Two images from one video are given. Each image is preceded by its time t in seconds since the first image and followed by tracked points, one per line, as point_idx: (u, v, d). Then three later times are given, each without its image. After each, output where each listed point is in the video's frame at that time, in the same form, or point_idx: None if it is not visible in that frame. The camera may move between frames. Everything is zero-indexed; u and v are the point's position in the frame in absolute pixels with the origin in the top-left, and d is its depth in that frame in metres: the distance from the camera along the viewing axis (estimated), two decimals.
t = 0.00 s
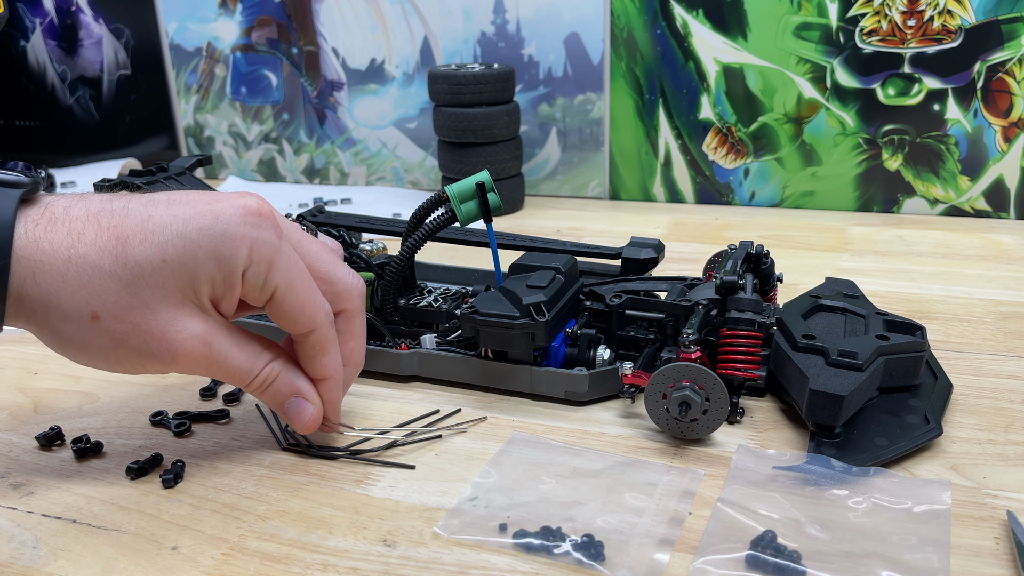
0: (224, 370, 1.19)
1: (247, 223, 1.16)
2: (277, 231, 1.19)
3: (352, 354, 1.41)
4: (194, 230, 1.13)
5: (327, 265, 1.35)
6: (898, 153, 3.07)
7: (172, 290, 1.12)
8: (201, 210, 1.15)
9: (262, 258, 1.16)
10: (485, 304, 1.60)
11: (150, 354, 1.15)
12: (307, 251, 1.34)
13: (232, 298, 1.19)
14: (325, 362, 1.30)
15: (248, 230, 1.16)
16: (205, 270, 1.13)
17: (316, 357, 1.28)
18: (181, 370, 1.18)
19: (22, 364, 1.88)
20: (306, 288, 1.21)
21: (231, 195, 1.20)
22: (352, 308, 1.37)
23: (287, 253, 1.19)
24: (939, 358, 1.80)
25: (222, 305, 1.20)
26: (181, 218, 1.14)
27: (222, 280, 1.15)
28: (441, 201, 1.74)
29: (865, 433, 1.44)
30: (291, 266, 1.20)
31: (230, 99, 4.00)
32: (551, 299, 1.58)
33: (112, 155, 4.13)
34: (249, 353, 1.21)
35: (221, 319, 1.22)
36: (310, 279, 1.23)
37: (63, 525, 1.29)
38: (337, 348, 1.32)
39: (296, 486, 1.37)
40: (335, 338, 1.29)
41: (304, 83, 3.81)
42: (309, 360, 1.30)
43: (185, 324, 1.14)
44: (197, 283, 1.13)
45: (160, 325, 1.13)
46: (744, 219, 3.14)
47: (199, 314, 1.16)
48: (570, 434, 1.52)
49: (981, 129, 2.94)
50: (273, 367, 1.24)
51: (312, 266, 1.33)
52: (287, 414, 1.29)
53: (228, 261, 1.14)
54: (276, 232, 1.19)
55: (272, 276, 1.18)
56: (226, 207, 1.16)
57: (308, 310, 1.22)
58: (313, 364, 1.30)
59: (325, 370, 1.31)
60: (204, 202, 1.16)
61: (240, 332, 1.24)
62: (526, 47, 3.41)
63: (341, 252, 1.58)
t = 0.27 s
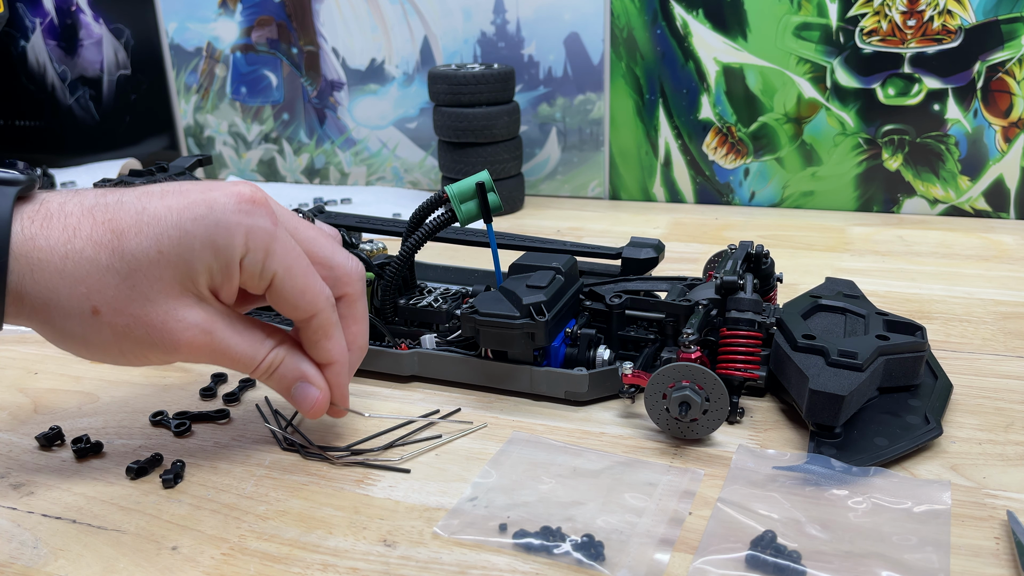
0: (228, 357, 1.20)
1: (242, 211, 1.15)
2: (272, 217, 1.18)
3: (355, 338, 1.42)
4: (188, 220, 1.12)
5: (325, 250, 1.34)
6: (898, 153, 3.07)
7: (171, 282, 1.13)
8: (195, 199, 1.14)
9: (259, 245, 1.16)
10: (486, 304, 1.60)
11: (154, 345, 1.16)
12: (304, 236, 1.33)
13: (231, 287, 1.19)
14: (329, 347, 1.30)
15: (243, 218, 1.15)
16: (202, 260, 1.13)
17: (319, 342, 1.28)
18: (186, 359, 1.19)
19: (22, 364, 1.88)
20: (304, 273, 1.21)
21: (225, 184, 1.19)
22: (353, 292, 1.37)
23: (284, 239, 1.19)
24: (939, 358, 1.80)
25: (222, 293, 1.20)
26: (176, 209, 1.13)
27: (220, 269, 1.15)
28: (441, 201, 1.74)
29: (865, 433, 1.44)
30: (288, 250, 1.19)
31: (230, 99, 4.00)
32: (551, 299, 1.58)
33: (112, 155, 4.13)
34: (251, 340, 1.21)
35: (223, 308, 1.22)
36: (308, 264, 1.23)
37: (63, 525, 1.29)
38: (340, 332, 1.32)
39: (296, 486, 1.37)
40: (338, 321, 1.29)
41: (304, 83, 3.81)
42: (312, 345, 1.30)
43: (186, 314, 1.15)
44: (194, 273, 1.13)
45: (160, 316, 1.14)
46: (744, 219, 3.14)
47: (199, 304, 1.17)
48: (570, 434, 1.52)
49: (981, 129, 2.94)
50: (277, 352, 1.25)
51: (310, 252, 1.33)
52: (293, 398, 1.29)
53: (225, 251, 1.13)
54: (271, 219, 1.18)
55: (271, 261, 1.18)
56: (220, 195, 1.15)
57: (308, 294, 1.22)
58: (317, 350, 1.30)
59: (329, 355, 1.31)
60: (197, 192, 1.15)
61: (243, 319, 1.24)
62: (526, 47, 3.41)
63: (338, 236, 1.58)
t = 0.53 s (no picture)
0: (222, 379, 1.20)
1: (243, 230, 1.15)
2: (273, 236, 1.18)
3: (352, 353, 1.43)
4: (189, 238, 1.12)
5: (325, 264, 1.34)
6: (898, 153, 3.07)
7: (170, 301, 1.13)
8: (196, 216, 1.14)
9: (259, 265, 1.16)
10: (485, 304, 1.60)
11: (150, 362, 1.16)
12: (304, 250, 1.33)
13: (230, 305, 1.19)
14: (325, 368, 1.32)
15: (244, 237, 1.15)
16: (202, 279, 1.13)
17: (316, 363, 1.30)
18: (179, 377, 1.20)
19: (22, 364, 1.88)
20: (304, 294, 1.22)
21: (227, 199, 1.19)
22: (351, 308, 1.38)
23: (285, 258, 1.19)
24: (939, 358, 1.80)
25: (220, 311, 1.20)
26: (176, 226, 1.12)
27: (219, 288, 1.15)
28: (441, 201, 1.74)
29: (865, 433, 1.44)
30: (288, 271, 1.20)
31: (230, 99, 4.00)
32: (551, 299, 1.58)
33: (112, 155, 4.13)
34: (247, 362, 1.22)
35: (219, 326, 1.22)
36: (308, 286, 1.24)
37: (63, 525, 1.29)
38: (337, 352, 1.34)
39: (296, 486, 1.37)
40: (334, 342, 1.30)
41: (304, 83, 3.81)
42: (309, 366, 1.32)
43: (181, 332, 1.15)
44: (194, 292, 1.14)
45: (157, 334, 1.14)
46: (744, 219, 3.14)
47: (196, 323, 1.17)
48: (570, 434, 1.52)
49: (981, 129, 2.94)
50: (274, 377, 1.26)
51: (310, 268, 1.33)
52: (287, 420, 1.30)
53: (225, 270, 1.14)
54: (273, 238, 1.18)
55: (271, 281, 1.19)
56: (222, 213, 1.15)
57: (305, 315, 1.23)
58: (313, 370, 1.32)
59: (325, 375, 1.33)
60: (200, 208, 1.15)
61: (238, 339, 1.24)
62: (526, 47, 3.41)
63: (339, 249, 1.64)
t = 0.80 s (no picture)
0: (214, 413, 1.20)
1: (246, 257, 1.15)
2: (277, 263, 1.19)
3: (358, 371, 1.43)
4: (191, 264, 1.13)
5: (331, 285, 1.34)
6: (898, 153, 3.07)
7: (168, 327, 1.14)
8: (199, 241, 1.14)
9: (261, 292, 1.17)
10: (485, 304, 1.60)
11: (144, 388, 1.17)
12: (310, 271, 1.33)
13: (229, 331, 1.20)
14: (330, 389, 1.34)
15: (247, 264, 1.15)
16: (202, 305, 1.14)
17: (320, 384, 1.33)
18: (173, 405, 1.20)
19: (22, 364, 1.88)
20: (308, 318, 1.23)
21: (231, 223, 1.19)
22: (357, 328, 1.38)
23: (288, 285, 1.20)
24: (939, 358, 1.80)
25: (219, 336, 1.21)
26: (178, 252, 1.13)
27: (219, 315, 1.16)
28: (441, 201, 1.74)
29: (865, 433, 1.44)
30: (291, 298, 1.21)
31: (230, 99, 4.00)
32: (551, 299, 1.58)
33: (112, 155, 4.13)
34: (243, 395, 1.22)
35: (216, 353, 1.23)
36: (312, 309, 1.25)
37: (63, 525, 1.29)
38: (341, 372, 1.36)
39: (296, 486, 1.37)
40: (337, 365, 1.32)
41: (304, 83, 3.81)
42: (315, 386, 1.34)
43: (176, 360, 1.16)
44: (193, 318, 1.14)
45: (152, 361, 1.15)
46: (743, 219, 3.14)
47: (193, 350, 1.18)
48: (570, 434, 1.52)
49: (981, 129, 2.94)
50: (271, 415, 1.25)
51: (314, 288, 1.33)
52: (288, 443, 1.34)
53: (225, 298, 1.15)
54: (276, 265, 1.19)
55: (274, 307, 1.20)
56: (226, 239, 1.15)
57: (308, 340, 1.24)
58: (320, 390, 1.34)
59: (330, 395, 1.36)
60: (203, 232, 1.16)
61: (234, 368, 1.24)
62: (526, 46, 3.41)
63: (345, 265, 1.63)
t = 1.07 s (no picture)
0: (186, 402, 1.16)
1: (238, 243, 1.18)
2: (268, 252, 1.22)
3: (356, 362, 1.44)
4: (181, 247, 1.14)
5: (323, 278, 1.35)
6: (898, 153, 3.07)
7: (149, 307, 1.13)
8: (192, 226, 1.16)
9: (250, 279, 1.19)
10: (485, 304, 1.60)
11: (116, 371, 1.13)
12: (303, 263, 1.33)
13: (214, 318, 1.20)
14: (320, 381, 1.34)
15: (238, 250, 1.18)
16: (189, 287, 1.15)
17: (313, 376, 1.33)
18: (146, 394, 1.16)
19: (22, 364, 1.88)
20: (297, 309, 1.24)
21: (225, 212, 1.22)
22: (352, 320, 1.38)
23: (278, 274, 1.22)
24: (939, 358, 1.80)
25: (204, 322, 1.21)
26: (170, 234, 1.15)
27: (204, 297, 1.18)
28: (441, 201, 1.74)
29: (865, 433, 1.44)
30: (280, 288, 1.22)
31: (230, 99, 4.00)
32: (551, 299, 1.58)
33: (112, 155, 4.13)
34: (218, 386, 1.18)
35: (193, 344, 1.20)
36: (302, 299, 1.26)
37: (63, 525, 1.29)
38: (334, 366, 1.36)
39: (296, 486, 1.37)
40: (329, 357, 1.32)
41: (304, 83, 3.81)
42: (307, 378, 1.34)
43: (154, 344, 1.13)
44: (178, 300, 1.15)
45: (127, 340, 1.12)
46: (744, 219, 3.14)
47: (171, 335, 1.16)
48: (570, 434, 1.52)
49: (981, 129, 2.94)
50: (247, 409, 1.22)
51: (308, 279, 1.33)
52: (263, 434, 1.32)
53: (214, 280, 1.16)
54: (267, 254, 1.21)
55: (263, 295, 1.21)
56: (218, 225, 1.18)
57: (298, 331, 1.26)
58: (311, 382, 1.34)
59: (323, 387, 1.35)
60: (195, 218, 1.18)
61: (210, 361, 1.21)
62: (526, 47, 3.41)
63: (340, 259, 1.64)
